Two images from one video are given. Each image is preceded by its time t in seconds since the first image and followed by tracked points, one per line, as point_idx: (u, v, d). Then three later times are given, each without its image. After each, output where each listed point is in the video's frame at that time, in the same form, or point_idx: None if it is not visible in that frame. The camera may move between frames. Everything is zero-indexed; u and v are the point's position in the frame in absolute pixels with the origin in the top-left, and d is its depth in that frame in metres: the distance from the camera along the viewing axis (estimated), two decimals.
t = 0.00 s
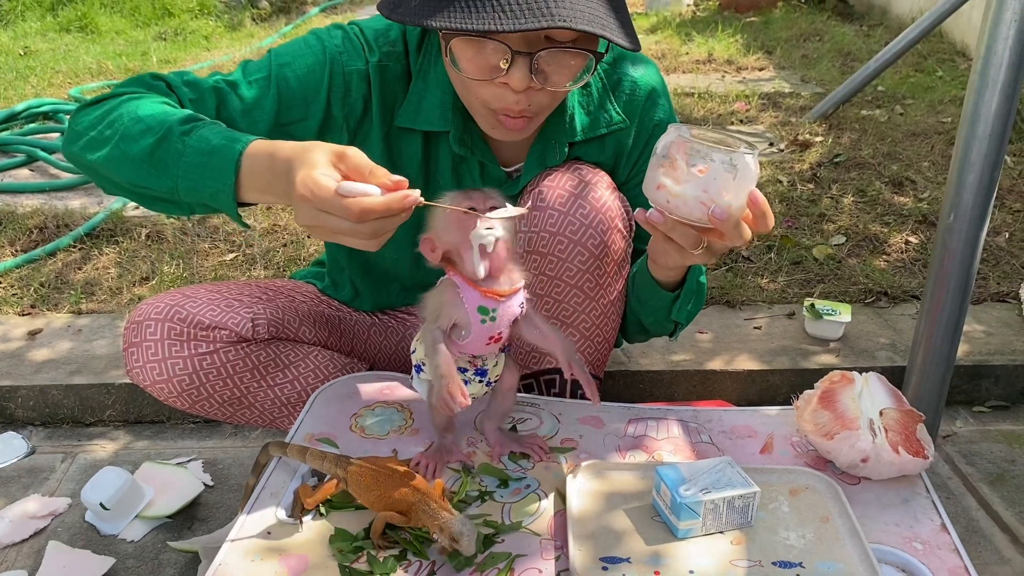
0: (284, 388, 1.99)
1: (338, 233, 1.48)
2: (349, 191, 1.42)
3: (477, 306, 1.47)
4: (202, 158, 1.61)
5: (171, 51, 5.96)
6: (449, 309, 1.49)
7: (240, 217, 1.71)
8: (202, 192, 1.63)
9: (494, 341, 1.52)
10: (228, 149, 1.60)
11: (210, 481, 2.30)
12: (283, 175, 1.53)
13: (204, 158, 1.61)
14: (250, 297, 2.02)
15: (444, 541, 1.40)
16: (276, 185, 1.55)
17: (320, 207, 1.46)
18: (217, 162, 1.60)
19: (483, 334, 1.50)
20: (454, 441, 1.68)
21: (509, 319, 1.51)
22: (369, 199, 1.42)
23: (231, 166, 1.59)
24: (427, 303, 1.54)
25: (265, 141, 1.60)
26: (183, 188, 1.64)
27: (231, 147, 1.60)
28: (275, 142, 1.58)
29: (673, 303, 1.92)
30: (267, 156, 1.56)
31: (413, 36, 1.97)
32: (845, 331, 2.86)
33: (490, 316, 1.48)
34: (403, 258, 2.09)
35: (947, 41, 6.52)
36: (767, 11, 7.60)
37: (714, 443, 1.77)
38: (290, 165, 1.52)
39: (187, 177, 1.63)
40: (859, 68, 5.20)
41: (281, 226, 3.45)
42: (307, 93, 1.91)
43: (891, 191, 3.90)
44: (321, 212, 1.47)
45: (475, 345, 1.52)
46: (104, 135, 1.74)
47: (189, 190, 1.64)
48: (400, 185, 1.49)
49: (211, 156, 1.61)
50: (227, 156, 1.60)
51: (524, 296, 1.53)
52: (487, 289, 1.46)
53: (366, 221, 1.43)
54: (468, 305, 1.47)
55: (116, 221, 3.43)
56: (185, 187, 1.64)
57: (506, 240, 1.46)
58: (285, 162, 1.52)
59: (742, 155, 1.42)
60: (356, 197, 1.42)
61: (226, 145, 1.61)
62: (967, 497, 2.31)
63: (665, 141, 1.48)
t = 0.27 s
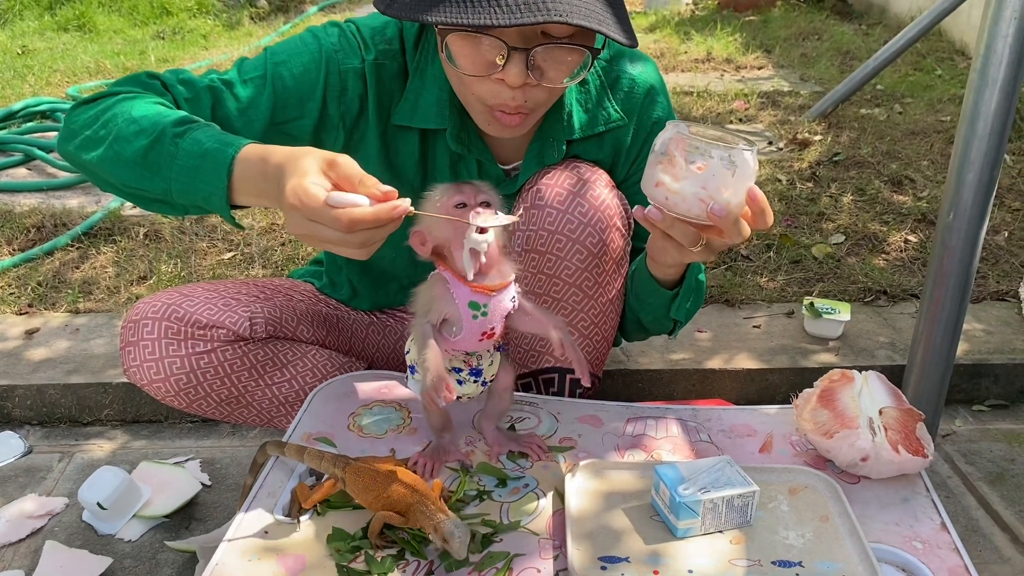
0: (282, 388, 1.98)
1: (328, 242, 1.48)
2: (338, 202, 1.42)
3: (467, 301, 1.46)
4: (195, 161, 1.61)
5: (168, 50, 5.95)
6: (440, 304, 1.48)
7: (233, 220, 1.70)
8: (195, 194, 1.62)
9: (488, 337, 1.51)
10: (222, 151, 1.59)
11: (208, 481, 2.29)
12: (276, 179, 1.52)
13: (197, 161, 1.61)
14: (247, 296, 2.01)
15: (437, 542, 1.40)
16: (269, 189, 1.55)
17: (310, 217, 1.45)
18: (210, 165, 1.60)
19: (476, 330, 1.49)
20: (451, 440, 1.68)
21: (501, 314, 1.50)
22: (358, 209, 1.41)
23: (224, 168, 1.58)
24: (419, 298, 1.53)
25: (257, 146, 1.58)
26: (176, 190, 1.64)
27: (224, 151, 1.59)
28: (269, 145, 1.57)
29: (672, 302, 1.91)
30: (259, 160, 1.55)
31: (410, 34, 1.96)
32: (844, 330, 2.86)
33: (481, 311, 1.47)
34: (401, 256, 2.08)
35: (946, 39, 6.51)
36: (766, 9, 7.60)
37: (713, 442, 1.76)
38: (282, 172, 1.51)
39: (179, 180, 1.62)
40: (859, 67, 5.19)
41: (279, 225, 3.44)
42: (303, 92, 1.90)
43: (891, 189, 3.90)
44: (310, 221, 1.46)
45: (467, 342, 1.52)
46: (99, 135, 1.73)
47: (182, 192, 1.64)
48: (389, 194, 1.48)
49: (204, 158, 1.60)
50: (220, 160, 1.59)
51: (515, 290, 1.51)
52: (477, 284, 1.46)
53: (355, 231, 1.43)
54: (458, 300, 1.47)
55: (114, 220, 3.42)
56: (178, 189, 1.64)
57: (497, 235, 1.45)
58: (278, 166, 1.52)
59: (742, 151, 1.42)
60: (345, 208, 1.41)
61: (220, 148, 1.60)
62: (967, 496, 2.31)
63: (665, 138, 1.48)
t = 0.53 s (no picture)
0: (280, 386, 1.98)
1: (321, 241, 1.47)
2: (333, 199, 1.42)
3: (466, 282, 1.47)
4: (189, 157, 1.60)
5: (167, 49, 5.94)
6: (439, 284, 1.48)
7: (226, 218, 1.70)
8: (189, 190, 1.61)
9: (484, 318, 1.53)
10: (216, 147, 1.59)
11: (206, 480, 2.28)
12: (270, 176, 1.51)
13: (192, 157, 1.60)
14: (245, 294, 2.01)
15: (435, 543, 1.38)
16: (263, 186, 1.54)
17: (304, 214, 1.44)
18: (204, 161, 1.59)
19: (473, 311, 1.50)
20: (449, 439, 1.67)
21: (498, 297, 1.51)
22: (354, 207, 1.41)
23: (218, 165, 1.58)
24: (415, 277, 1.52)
25: (251, 144, 1.58)
26: (169, 186, 1.63)
27: (218, 147, 1.58)
28: (264, 143, 1.56)
29: (672, 298, 1.90)
30: (254, 157, 1.55)
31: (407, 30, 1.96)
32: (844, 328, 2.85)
33: (480, 294, 1.48)
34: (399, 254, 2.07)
35: (946, 38, 6.51)
36: (765, 8, 7.59)
37: (713, 441, 1.76)
38: (277, 169, 1.50)
39: (172, 176, 1.62)
40: (858, 66, 5.19)
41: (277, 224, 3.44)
42: (299, 87, 1.89)
43: (890, 188, 3.89)
44: (304, 217, 1.45)
45: (464, 323, 1.52)
46: (94, 130, 1.72)
47: (176, 187, 1.63)
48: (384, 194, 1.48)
49: (198, 155, 1.59)
50: (214, 156, 1.58)
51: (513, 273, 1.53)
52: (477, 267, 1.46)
53: (350, 229, 1.42)
54: (458, 283, 1.47)
55: (112, 219, 3.41)
56: (172, 185, 1.63)
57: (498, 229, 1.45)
58: (273, 164, 1.51)
59: (743, 145, 1.41)
60: (340, 205, 1.41)
61: (214, 144, 1.59)
62: (966, 494, 2.30)
63: (665, 132, 1.47)
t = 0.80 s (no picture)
0: (279, 384, 1.98)
1: (325, 227, 1.46)
2: (339, 181, 1.42)
3: (468, 272, 1.47)
4: (189, 150, 1.60)
5: (166, 48, 5.94)
6: (441, 274, 1.47)
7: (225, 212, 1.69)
8: (188, 184, 1.61)
9: (486, 310, 1.52)
10: (217, 141, 1.59)
11: (206, 478, 2.28)
12: (271, 169, 1.51)
13: (191, 150, 1.60)
14: (245, 292, 2.01)
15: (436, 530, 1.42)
16: (264, 178, 1.54)
17: (309, 199, 1.44)
18: (204, 155, 1.59)
19: (476, 301, 1.49)
20: (450, 436, 1.67)
21: (501, 288, 1.51)
22: (359, 188, 1.41)
23: (218, 159, 1.58)
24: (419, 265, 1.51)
25: (252, 138, 1.58)
26: (169, 178, 1.63)
27: (219, 141, 1.58)
28: (266, 137, 1.56)
29: (671, 296, 1.90)
30: (254, 151, 1.55)
31: (408, 27, 1.95)
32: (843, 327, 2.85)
33: (482, 283, 1.48)
34: (399, 251, 2.07)
35: (945, 38, 6.51)
36: (764, 8, 7.59)
37: (713, 439, 1.76)
38: (279, 159, 1.50)
39: (172, 168, 1.61)
40: (857, 65, 5.19)
41: (277, 223, 3.44)
42: (300, 84, 1.89)
43: (889, 187, 3.90)
44: (309, 203, 1.44)
45: (467, 314, 1.52)
46: (94, 124, 1.72)
47: (175, 181, 1.62)
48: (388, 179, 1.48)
49: (198, 148, 1.59)
50: (214, 149, 1.58)
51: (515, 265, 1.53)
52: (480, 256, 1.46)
53: (355, 212, 1.42)
54: (460, 272, 1.47)
55: (111, 217, 3.41)
56: (171, 178, 1.63)
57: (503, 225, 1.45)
58: (273, 157, 1.51)
59: (742, 144, 1.42)
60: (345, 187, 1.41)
61: (215, 138, 1.59)
62: (966, 493, 2.31)
63: (665, 131, 1.47)
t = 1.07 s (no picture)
0: (281, 384, 1.98)
1: (335, 231, 1.47)
2: (348, 186, 1.42)
3: (486, 269, 1.47)
4: (194, 152, 1.60)
5: (166, 48, 5.93)
6: (457, 271, 1.47)
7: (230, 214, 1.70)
8: (193, 186, 1.62)
9: (500, 308, 1.52)
10: (221, 144, 1.59)
11: (207, 478, 2.29)
12: (276, 172, 1.52)
13: (196, 153, 1.60)
14: (246, 293, 2.01)
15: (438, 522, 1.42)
16: (270, 181, 1.54)
17: (318, 204, 1.44)
18: (209, 157, 1.59)
19: (492, 299, 1.49)
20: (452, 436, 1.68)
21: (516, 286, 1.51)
22: (368, 194, 1.41)
23: (223, 162, 1.58)
24: (432, 265, 1.51)
25: (257, 140, 1.58)
26: (174, 181, 1.63)
27: (224, 143, 1.59)
28: (270, 140, 1.56)
29: (672, 298, 1.91)
30: (259, 153, 1.55)
31: (410, 29, 1.96)
32: (844, 327, 2.86)
33: (499, 280, 1.47)
34: (401, 252, 2.07)
35: (944, 38, 6.52)
36: (764, 8, 7.59)
37: (714, 439, 1.76)
38: (285, 162, 1.50)
39: (178, 171, 1.62)
40: (857, 65, 5.20)
41: (277, 223, 3.44)
42: (302, 86, 1.90)
43: (889, 187, 3.90)
44: (318, 207, 1.45)
45: (481, 313, 1.51)
46: (98, 126, 1.73)
47: (180, 183, 1.63)
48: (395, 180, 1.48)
49: (203, 151, 1.59)
50: (219, 151, 1.59)
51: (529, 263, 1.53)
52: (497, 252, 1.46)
53: (365, 216, 1.42)
54: (479, 268, 1.47)
55: (112, 217, 3.41)
56: (176, 181, 1.63)
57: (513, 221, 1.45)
58: (278, 160, 1.51)
59: (747, 149, 1.42)
60: (354, 192, 1.41)
61: (219, 140, 1.60)
62: (966, 492, 2.31)
63: (669, 134, 1.47)
